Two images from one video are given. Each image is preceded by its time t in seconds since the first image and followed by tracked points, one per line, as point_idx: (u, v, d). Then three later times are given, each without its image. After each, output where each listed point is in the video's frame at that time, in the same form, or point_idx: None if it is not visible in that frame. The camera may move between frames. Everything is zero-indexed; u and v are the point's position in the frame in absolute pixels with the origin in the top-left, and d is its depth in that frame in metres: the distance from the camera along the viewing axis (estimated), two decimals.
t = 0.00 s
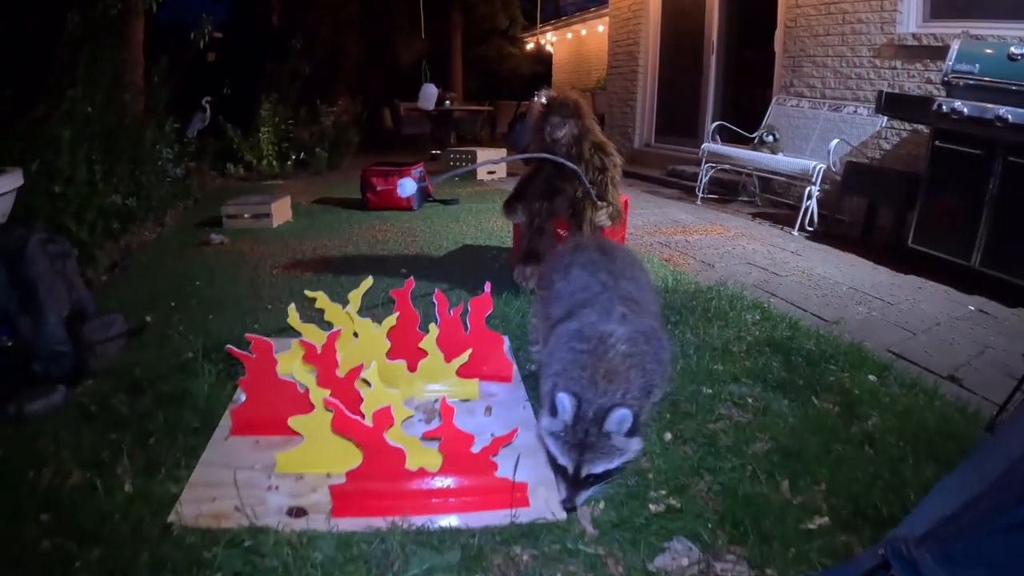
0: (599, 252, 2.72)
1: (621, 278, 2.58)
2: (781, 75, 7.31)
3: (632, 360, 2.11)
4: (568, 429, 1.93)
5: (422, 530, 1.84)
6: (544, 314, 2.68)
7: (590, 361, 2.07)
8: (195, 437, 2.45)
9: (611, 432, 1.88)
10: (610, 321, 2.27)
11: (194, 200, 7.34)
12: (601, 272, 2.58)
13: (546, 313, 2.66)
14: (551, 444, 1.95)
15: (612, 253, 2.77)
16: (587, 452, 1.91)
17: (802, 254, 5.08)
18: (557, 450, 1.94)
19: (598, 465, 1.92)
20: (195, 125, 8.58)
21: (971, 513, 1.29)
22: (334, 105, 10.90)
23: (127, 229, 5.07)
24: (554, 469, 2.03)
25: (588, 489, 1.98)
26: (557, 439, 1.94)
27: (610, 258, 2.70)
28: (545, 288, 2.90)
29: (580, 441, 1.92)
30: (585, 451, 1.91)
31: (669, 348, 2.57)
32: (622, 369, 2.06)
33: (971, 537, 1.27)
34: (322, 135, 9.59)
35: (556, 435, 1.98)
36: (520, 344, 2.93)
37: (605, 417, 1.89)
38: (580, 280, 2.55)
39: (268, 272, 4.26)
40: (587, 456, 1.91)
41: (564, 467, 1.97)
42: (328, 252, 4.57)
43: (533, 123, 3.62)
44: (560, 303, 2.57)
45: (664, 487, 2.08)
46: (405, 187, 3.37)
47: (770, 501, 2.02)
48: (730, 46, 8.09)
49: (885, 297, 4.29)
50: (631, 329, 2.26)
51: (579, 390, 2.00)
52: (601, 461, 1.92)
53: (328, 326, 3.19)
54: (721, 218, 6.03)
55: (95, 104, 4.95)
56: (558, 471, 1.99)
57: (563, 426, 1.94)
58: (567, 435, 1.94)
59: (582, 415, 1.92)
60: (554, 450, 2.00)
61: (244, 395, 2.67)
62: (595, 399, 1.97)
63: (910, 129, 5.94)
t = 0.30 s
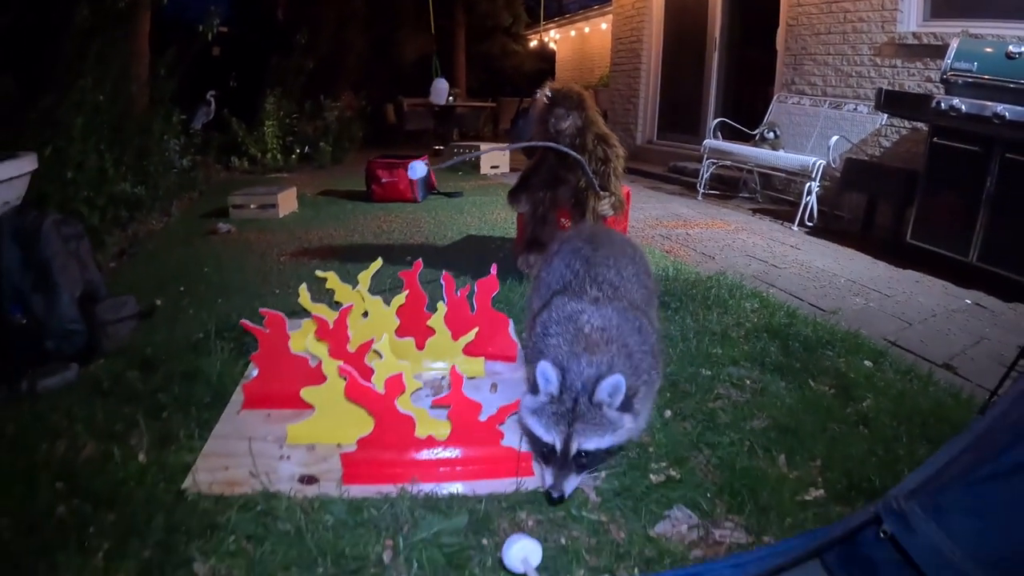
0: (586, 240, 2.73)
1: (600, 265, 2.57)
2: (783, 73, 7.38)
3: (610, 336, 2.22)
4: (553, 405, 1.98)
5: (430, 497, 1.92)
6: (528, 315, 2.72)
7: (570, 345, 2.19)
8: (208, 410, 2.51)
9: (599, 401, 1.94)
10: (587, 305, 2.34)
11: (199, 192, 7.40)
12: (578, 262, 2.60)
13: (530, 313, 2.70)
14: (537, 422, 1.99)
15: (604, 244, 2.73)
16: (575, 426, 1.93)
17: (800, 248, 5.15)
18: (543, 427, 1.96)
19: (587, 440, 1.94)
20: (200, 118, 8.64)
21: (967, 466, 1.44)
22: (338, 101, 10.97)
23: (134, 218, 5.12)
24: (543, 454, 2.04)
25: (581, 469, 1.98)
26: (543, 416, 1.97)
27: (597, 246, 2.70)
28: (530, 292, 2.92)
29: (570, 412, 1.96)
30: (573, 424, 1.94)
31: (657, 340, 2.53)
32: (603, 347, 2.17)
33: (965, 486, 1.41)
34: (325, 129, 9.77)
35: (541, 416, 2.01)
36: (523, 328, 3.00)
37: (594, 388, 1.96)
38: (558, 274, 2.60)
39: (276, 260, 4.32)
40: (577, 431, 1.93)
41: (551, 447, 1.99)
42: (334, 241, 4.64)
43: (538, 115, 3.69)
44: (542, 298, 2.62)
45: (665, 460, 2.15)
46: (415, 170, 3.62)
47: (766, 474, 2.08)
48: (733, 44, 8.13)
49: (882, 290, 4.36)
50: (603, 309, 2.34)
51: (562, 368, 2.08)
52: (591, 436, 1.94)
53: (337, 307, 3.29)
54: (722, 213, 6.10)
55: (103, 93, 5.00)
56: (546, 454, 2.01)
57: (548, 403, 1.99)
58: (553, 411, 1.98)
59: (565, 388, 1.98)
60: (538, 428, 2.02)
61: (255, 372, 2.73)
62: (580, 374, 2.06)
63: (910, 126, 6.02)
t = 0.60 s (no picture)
0: (626, 236, 2.58)
1: (636, 266, 2.41)
2: (786, 70, 7.44)
3: (612, 327, 2.00)
4: (541, 385, 1.75)
5: (441, 462, 1.99)
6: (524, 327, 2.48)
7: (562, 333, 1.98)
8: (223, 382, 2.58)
9: (596, 379, 1.72)
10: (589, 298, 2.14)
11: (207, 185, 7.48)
12: (615, 257, 2.44)
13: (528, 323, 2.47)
14: (521, 405, 1.75)
15: (646, 242, 2.60)
16: (566, 405, 1.69)
17: (803, 241, 5.20)
18: (527, 409, 1.72)
19: (579, 423, 1.68)
20: (207, 113, 8.72)
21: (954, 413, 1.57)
22: (345, 97, 11.06)
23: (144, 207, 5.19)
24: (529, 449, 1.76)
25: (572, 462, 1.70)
26: (529, 396, 1.74)
27: (638, 242, 2.56)
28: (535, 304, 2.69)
29: (558, 392, 1.73)
30: (565, 403, 1.70)
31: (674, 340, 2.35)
32: (602, 336, 1.96)
33: (952, 433, 1.54)
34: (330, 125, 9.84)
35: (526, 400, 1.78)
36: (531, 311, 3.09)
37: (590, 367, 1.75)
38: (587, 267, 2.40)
39: (286, 247, 4.40)
40: (567, 411, 1.69)
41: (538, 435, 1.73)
42: (343, 229, 4.71)
43: (545, 106, 3.75)
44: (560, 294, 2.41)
45: (669, 431, 2.23)
46: (429, 151, 2.88)
47: (766, 445, 2.14)
48: (737, 41, 8.19)
49: (883, 280, 4.42)
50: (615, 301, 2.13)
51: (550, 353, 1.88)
52: (584, 418, 1.69)
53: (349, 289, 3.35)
54: (725, 208, 6.16)
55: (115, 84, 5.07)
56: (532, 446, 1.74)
57: (535, 383, 1.77)
58: (539, 392, 1.75)
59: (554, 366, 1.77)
60: (521, 410, 1.76)
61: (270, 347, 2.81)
62: (571, 360, 1.85)
63: (912, 122, 6.07)
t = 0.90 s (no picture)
0: (639, 220, 2.68)
1: (651, 247, 2.50)
2: (790, 69, 7.51)
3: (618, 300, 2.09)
4: (566, 375, 1.84)
5: (451, 434, 2.06)
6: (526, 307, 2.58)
7: (571, 314, 2.06)
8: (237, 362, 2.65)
9: (624, 361, 1.84)
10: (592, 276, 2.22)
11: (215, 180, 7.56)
12: (630, 237, 2.53)
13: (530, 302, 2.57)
14: (552, 398, 1.84)
15: (657, 226, 2.70)
16: (600, 391, 1.80)
17: (806, 236, 5.26)
18: (560, 401, 1.81)
19: (613, 405, 1.80)
20: (214, 111, 8.80)
21: (948, 371, 1.78)
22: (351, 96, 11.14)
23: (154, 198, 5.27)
24: (563, 436, 1.87)
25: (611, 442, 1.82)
26: (558, 388, 1.82)
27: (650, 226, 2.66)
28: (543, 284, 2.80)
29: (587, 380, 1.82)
30: (596, 391, 1.80)
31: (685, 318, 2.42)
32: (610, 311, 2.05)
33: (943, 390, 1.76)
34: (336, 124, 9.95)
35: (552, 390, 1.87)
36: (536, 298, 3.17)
37: (615, 350, 1.85)
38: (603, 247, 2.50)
39: (295, 238, 4.47)
40: (600, 397, 1.80)
41: (571, 423, 1.83)
42: (351, 222, 4.78)
43: (552, 100, 3.83)
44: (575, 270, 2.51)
45: (674, 408, 2.30)
46: (440, 138, 3.04)
47: (767, 420, 2.20)
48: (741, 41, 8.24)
49: (883, 274, 4.49)
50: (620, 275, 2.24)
51: (565, 334, 1.96)
52: (618, 401, 1.81)
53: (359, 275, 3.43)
54: (728, 205, 6.23)
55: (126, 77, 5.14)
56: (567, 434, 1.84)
57: (559, 374, 1.85)
58: (566, 383, 1.84)
59: (576, 355, 1.85)
60: (550, 404, 1.86)
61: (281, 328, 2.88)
62: (585, 340, 1.94)
63: (913, 121, 6.11)
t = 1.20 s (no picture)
0: (602, 211, 2.71)
1: (615, 231, 2.55)
2: (790, 71, 7.58)
3: (620, 292, 2.01)
4: (594, 376, 1.70)
5: (457, 413, 2.12)
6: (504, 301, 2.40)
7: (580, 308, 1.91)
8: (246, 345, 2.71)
9: (651, 358, 1.75)
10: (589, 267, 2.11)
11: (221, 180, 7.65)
12: (592, 226, 2.57)
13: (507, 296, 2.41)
14: (579, 400, 1.69)
15: (619, 213, 2.76)
16: (631, 393, 1.69)
17: (805, 234, 5.32)
18: (590, 404, 1.67)
19: (643, 407, 1.70)
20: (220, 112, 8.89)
21: (933, 341, 1.81)
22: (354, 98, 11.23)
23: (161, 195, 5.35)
24: (583, 441, 1.74)
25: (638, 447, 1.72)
26: (588, 389, 1.69)
27: (613, 217, 2.70)
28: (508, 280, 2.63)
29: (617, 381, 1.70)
30: (628, 392, 1.68)
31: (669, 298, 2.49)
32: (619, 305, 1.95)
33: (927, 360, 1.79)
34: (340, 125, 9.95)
35: (575, 392, 1.72)
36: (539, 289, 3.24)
37: (641, 346, 1.76)
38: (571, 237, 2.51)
39: (300, 233, 4.54)
40: (632, 399, 1.69)
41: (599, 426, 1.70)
42: (356, 218, 4.85)
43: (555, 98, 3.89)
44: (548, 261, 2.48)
45: (674, 391, 2.36)
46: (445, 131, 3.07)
47: (764, 404, 2.26)
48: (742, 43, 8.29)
49: (881, 270, 4.55)
50: (603, 259, 2.24)
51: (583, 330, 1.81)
52: (647, 401, 1.71)
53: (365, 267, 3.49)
54: (728, 204, 6.30)
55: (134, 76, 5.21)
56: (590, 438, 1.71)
57: (584, 374, 1.71)
58: (594, 384, 1.70)
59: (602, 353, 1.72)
60: (574, 409, 1.72)
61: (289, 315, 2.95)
62: (603, 337, 1.81)
63: (912, 122, 6.16)
